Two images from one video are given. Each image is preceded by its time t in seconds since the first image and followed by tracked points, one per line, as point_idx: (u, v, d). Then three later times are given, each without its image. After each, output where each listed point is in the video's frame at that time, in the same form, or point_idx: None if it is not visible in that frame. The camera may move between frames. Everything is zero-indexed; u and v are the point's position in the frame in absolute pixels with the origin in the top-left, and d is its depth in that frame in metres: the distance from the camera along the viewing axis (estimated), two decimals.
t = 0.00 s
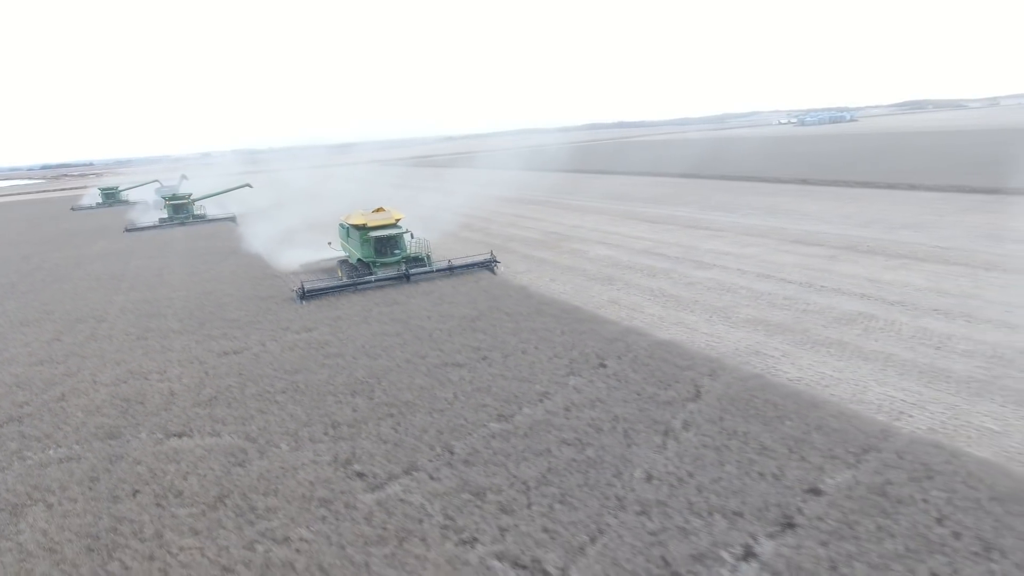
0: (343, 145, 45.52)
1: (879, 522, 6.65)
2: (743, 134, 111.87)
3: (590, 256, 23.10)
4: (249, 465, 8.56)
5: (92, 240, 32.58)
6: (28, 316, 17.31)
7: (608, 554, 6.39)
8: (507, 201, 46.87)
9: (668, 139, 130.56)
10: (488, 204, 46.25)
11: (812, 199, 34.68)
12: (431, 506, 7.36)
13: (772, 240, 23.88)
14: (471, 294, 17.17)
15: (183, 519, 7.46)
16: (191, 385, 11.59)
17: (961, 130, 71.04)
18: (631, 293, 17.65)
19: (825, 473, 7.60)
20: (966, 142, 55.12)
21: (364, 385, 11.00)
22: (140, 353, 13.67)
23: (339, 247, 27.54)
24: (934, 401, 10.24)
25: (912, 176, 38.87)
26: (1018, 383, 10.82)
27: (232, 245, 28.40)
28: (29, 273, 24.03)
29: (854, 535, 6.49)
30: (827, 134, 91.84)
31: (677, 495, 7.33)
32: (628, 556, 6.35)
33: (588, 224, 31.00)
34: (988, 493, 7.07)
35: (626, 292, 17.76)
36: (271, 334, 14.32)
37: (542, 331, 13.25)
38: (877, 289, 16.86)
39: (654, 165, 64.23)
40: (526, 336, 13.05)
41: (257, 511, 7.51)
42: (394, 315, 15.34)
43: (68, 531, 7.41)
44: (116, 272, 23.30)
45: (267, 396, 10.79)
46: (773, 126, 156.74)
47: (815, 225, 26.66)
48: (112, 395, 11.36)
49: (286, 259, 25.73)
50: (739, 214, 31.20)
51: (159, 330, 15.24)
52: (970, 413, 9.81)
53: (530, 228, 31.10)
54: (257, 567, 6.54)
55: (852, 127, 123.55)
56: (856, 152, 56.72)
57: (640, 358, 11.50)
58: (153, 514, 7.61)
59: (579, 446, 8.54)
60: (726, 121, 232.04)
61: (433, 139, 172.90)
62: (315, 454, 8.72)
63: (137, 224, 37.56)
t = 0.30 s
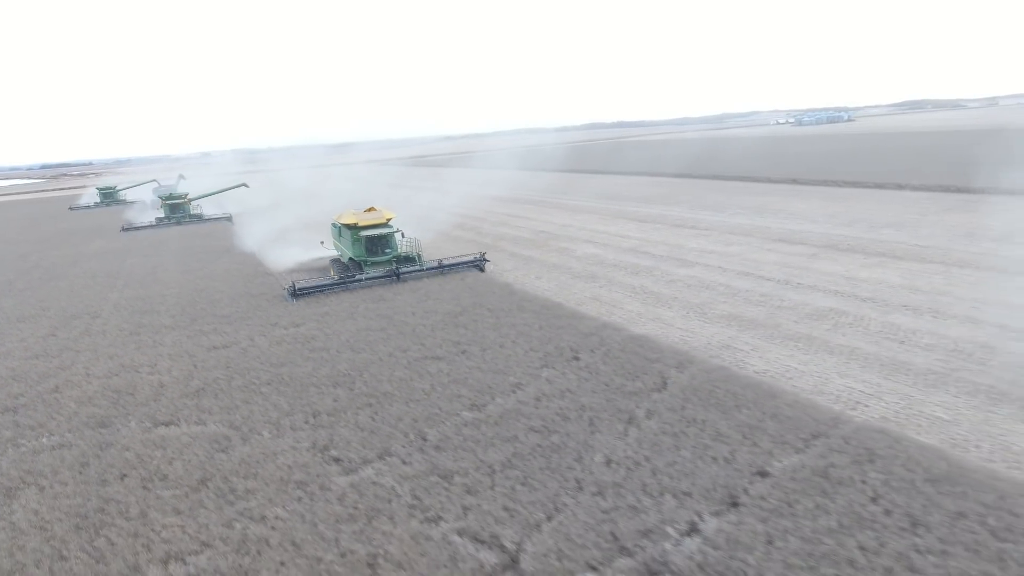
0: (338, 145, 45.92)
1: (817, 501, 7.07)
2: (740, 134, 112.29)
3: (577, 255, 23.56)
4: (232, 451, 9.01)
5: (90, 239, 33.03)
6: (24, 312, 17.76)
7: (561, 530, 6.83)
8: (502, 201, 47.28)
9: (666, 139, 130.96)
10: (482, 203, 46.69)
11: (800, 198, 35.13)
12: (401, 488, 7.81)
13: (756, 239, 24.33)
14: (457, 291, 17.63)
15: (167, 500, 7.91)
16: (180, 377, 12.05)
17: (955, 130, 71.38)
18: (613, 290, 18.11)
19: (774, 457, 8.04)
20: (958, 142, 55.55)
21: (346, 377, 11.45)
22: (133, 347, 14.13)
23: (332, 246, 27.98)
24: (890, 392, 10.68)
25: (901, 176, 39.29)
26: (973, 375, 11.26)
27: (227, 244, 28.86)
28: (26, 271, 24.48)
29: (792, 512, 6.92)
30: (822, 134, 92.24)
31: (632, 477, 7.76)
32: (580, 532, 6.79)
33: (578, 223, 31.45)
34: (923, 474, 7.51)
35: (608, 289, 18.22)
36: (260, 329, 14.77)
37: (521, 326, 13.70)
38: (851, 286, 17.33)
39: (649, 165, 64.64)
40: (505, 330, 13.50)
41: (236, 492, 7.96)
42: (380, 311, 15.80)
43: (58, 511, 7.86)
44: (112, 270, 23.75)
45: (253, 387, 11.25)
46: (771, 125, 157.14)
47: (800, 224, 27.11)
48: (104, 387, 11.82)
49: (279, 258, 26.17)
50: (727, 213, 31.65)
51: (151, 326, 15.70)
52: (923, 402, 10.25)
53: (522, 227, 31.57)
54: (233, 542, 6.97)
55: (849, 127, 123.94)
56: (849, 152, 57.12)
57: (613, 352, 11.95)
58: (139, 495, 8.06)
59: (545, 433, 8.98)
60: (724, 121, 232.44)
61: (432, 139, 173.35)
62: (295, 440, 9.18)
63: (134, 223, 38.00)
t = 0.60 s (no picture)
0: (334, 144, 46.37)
1: (764, 481, 7.54)
2: (737, 134, 112.75)
3: (565, 254, 24.02)
4: (219, 438, 9.47)
5: (87, 238, 33.48)
6: (22, 309, 18.22)
7: (522, 509, 7.28)
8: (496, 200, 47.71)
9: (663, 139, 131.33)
10: (476, 203, 47.12)
11: (789, 199, 35.58)
12: (375, 471, 8.27)
13: (741, 238, 24.80)
14: (444, 289, 18.09)
15: (155, 482, 8.37)
16: (171, 370, 12.50)
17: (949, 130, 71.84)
18: (597, 288, 18.56)
19: (729, 442, 8.50)
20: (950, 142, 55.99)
21: (331, 370, 11.89)
22: (127, 342, 14.60)
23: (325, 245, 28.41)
24: (851, 383, 11.15)
25: (890, 176, 39.73)
26: (932, 367, 11.72)
27: (222, 243, 29.33)
28: (25, 269, 24.93)
29: (739, 492, 7.39)
30: (818, 134, 92.67)
31: (594, 461, 8.21)
32: (540, 510, 7.24)
33: (569, 222, 31.92)
34: (867, 458, 7.96)
35: (592, 287, 18.67)
36: (251, 325, 15.23)
37: (502, 322, 14.15)
38: (828, 284, 17.79)
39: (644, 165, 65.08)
40: (487, 326, 13.95)
41: (221, 475, 8.41)
42: (368, 308, 16.25)
43: (52, 493, 8.33)
44: (108, 268, 24.20)
45: (241, 379, 11.70)
46: (768, 126, 157.62)
47: (786, 224, 27.56)
48: (98, 379, 12.28)
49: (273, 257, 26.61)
50: (716, 213, 32.09)
51: (145, 322, 16.15)
52: (881, 393, 10.70)
53: (514, 226, 32.02)
54: (215, 520, 7.43)
55: (846, 128, 124.36)
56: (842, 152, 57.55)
57: (588, 346, 12.40)
58: (129, 479, 8.52)
59: (516, 421, 9.44)
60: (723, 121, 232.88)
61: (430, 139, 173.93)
62: (278, 428, 9.64)
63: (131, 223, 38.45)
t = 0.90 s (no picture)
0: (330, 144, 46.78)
1: (718, 463, 8.02)
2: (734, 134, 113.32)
3: (554, 253, 24.52)
4: (208, 426, 9.96)
5: (86, 238, 33.96)
6: (21, 306, 18.71)
7: (490, 489, 7.77)
8: (491, 200, 48.21)
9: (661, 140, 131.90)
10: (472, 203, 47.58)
11: (779, 199, 36.06)
12: (355, 455, 8.76)
13: (727, 237, 25.29)
14: (433, 287, 18.57)
15: (146, 466, 8.86)
16: (165, 363, 13.00)
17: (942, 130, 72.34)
18: (582, 285, 19.04)
19: (690, 428, 8.99)
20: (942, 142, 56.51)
21: (318, 363, 12.37)
22: (123, 337, 15.09)
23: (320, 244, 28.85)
24: (815, 374, 11.65)
25: (879, 176, 40.25)
26: (895, 360, 12.23)
27: (219, 243, 29.81)
28: (24, 268, 25.42)
29: (693, 473, 7.86)
30: (814, 134, 93.18)
31: (561, 445, 8.70)
32: (506, 489, 7.73)
33: (560, 222, 32.42)
34: (817, 442, 8.43)
35: (577, 284, 19.16)
36: (243, 321, 15.72)
37: (486, 318, 14.64)
38: (806, 281, 18.30)
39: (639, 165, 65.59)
40: (471, 321, 14.43)
41: (209, 460, 8.90)
42: (357, 305, 16.73)
43: (50, 476, 8.82)
44: (105, 267, 24.68)
45: (232, 371, 12.19)
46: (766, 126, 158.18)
47: (772, 224, 28.07)
48: (95, 372, 12.77)
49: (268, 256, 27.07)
50: (705, 212, 32.59)
51: (141, 318, 16.64)
52: (843, 384, 11.19)
53: (506, 226, 32.48)
54: (203, 499, 7.92)
55: (842, 128, 124.93)
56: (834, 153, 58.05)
57: (566, 340, 12.90)
58: (123, 463, 9.01)
59: (491, 409, 9.93)
60: (721, 121, 233.46)
61: (429, 138, 174.46)
62: (265, 417, 10.11)
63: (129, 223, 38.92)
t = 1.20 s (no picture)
0: (327, 144, 47.18)
1: (679, 446, 8.54)
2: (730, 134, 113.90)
3: (544, 251, 25.03)
4: (201, 413, 10.48)
5: (85, 237, 34.45)
6: (22, 303, 19.21)
7: (465, 469, 8.29)
8: (487, 200, 48.73)
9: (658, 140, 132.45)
10: (467, 203, 48.11)
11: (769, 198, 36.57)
12: (340, 439, 9.28)
13: (714, 236, 25.82)
14: (423, 284, 19.09)
15: (142, 449, 9.38)
16: (162, 356, 13.52)
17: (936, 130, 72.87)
18: (568, 282, 19.55)
19: (657, 414, 9.50)
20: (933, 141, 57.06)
21: (308, 355, 12.88)
22: (121, 331, 15.60)
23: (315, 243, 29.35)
24: (783, 365, 12.18)
25: (868, 176, 40.79)
26: (861, 352, 12.75)
27: (216, 242, 30.31)
28: (24, 266, 25.92)
29: (656, 454, 8.38)
30: (809, 134, 93.72)
31: (534, 430, 9.21)
32: (480, 469, 8.25)
33: (552, 221, 32.94)
34: (775, 426, 8.94)
35: (564, 281, 19.67)
36: (237, 316, 16.23)
37: (472, 313, 15.15)
38: (785, 278, 18.84)
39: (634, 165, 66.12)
40: (458, 316, 14.94)
41: (202, 444, 9.41)
42: (349, 301, 17.24)
43: (51, 459, 9.33)
44: (104, 265, 25.19)
45: (225, 363, 12.71)
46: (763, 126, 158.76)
47: (759, 223, 28.60)
48: (93, 364, 13.28)
49: (265, 255, 27.56)
50: (695, 212, 33.13)
51: (139, 314, 17.15)
52: (808, 374, 11.71)
53: (499, 225, 32.98)
54: (195, 479, 8.44)
55: (839, 128, 125.48)
56: (827, 152, 58.57)
57: (547, 333, 13.42)
58: (120, 447, 9.53)
59: (471, 398, 10.45)
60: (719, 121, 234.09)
61: (427, 138, 175.01)
62: (255, 405, 10.62)
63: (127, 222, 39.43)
